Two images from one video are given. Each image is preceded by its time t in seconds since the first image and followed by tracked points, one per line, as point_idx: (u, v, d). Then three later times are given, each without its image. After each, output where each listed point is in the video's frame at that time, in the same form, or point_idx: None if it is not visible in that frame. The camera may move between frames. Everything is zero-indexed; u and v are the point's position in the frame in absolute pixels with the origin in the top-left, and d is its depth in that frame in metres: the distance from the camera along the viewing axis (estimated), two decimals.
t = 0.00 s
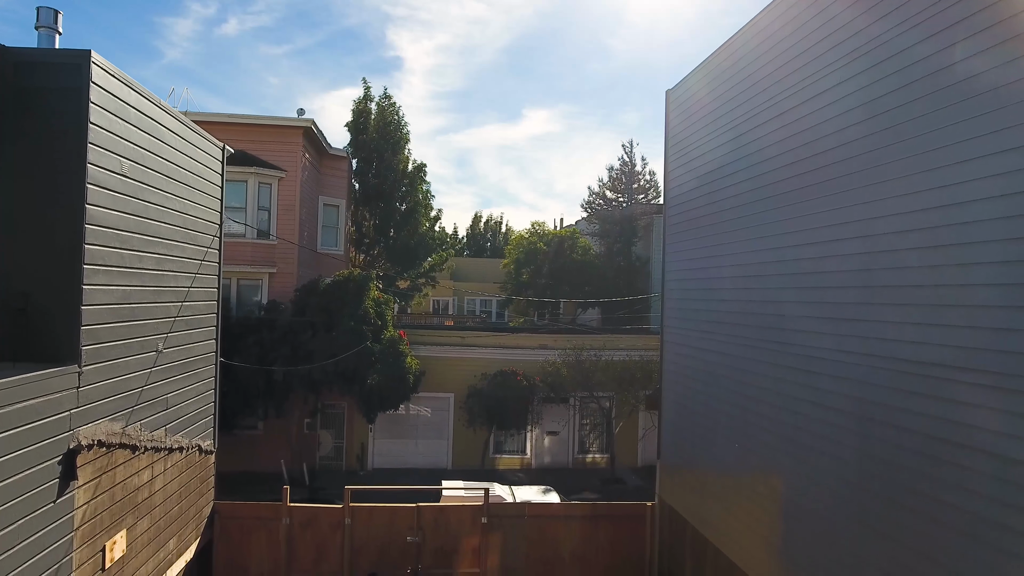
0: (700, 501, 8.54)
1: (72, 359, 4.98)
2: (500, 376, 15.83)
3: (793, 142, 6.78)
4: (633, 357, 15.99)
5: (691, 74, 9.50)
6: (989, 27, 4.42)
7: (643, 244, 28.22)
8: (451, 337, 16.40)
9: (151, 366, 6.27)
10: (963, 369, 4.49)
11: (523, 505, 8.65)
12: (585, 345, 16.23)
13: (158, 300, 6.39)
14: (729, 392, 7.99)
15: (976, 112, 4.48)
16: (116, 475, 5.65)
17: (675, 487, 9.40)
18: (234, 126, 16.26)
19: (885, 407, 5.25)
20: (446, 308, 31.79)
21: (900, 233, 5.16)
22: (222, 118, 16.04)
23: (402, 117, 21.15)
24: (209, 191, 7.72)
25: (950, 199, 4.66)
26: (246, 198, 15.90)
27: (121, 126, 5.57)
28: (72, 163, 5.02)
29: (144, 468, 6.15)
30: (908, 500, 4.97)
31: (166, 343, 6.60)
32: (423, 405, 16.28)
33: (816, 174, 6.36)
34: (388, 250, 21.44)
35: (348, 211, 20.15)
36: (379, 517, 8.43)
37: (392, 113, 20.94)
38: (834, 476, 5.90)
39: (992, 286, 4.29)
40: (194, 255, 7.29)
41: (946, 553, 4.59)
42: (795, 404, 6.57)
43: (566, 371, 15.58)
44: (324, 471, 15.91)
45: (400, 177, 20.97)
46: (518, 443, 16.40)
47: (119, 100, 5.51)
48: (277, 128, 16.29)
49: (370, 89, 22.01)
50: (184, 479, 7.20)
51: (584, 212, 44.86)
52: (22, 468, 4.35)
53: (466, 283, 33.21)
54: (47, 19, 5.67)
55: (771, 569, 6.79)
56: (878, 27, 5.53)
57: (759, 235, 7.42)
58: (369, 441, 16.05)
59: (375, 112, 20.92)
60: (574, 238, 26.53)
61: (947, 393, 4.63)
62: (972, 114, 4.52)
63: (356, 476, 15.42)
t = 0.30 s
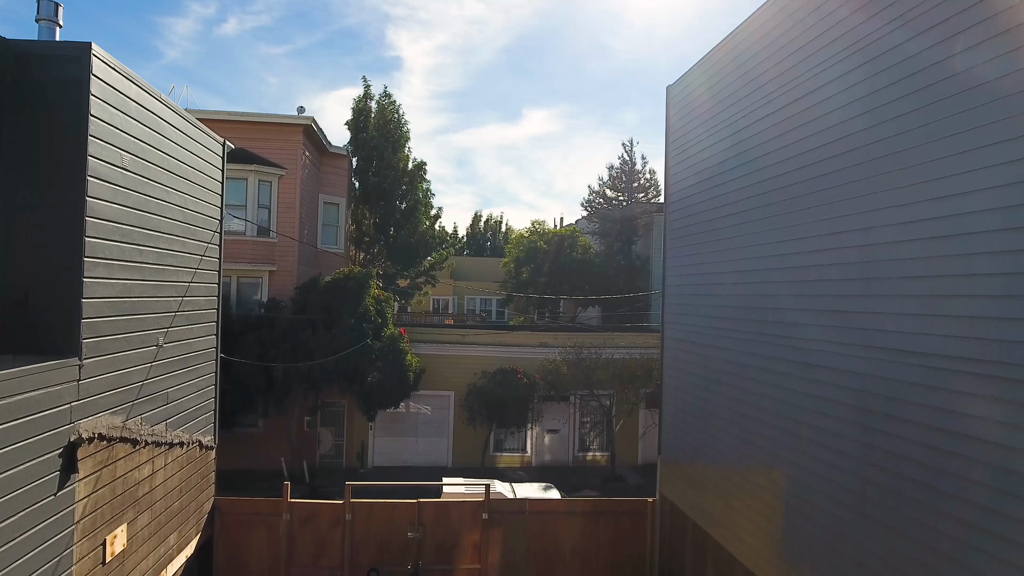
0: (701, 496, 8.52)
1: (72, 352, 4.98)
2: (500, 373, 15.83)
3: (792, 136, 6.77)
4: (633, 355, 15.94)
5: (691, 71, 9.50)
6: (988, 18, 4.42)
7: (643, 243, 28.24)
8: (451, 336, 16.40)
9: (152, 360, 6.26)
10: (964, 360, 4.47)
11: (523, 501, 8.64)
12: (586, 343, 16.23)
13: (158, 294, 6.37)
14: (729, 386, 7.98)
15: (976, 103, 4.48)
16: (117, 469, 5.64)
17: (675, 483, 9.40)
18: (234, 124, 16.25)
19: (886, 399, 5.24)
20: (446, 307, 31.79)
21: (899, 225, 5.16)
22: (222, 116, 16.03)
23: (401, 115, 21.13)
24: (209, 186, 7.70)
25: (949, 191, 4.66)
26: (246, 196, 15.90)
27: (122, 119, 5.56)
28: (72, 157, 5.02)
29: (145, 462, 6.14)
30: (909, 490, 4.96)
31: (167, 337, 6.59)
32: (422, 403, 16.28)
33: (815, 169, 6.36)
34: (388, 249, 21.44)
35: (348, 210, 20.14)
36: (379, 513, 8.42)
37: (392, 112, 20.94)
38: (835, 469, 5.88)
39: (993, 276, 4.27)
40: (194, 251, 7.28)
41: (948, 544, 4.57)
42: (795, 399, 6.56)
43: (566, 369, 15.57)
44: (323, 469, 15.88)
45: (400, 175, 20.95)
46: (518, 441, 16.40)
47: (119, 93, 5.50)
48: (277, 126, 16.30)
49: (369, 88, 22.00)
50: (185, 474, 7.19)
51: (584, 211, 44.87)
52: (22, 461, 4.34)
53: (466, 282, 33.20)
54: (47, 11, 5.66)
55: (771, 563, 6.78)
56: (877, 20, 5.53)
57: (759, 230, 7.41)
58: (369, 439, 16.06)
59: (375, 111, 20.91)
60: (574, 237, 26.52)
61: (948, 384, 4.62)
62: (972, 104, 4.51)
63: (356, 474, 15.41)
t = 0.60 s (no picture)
0: (702, 492, 8.51)
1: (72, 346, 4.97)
2: (500, 371, 15.81)
3: (791, 133, 6.76)
4: (633, 353, 15.92)
5: (690, 67, 9.48)
6: (989, 13, 4.40)
7: (643, 242, 28.26)
8: (451, 334, 16.40)
9: (152, 354, 6.24)
10: (966, 350, 4.46)
11: (524, 496, 8.63)
12: (586, 341, 16.22)
13: (158, 289, 6.35)
14: (730, 381, 7.97)
15: (976, 98, 4.46)
16: (117, 463, 5.62)
17: (676, 479, 9.39)
18: (234, 122, 16.23)
19: (887, 391, 5.23)
20: (446, 306, 31.77)
21: (900, 222, 5.13)
22: (221, 114, 16.01)
23: (401, 113, 21.10)
24: (209, 182, 7.69)
25: (950, 188, 4.64)
26: (246, 194, 15.89)
27: (122, 113, 5.55)
28: (72, 150, 5.00)
29: (145, 457, 6.13)
30: (910, 482, 4.94)
31: (167, 332, 6.58)
32: (423, 401, 16.27)
33: (816, 165, 6.34)
34: (387, 247, 21.42)
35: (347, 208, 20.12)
36: (379, 509, 8.41)
37: (392, 110, 20.93)
38: (836, 462, 5.87)
39: (994, 267, 4.26)
40: (194, 246, 7.26)
41: (950, 535, 4.55)
42: (796, 393, 6.55)
43: (566, 367, 15.57)
44: (323, 467, 15.85)
45: (400, 173, 20.91)
46: (518, 439, 16.39)
47: (119, 87, 5.49)
48: (276, 123, 16.27)
49: (369, 86, 21.97)
50: (185, 469, 7.17)
51: (584, 210, 44.87)
52: (22, 452, 4.33)
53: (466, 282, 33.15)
54: (47, 4, 5.65)
55: (772, 557, 6.79)
56: (877, 16, 5.51)
57: (759, 227, 7.40)
58: (369, 437, 16.05)
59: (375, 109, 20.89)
60: (574, 236, 26.50)
61: (949, 375, 4.61)
62: (972, 101, 4.49)
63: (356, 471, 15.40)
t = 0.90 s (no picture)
0: (702, 488, 8.50)
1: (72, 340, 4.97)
2: (500, 369, 15.80)
3: (791, 134, 6.73)
4: (633, 351, 15.93)
5: (691, 66, 9.44)
6: (989, 15, 4.37)
7: (642, 241, 28.27)
8: (451, 331, 16.40)
9: (151, 349, 6.24)
10: (967, 341, 4.45)
11: (524, 492, 8.62)
12: (586, 339, 16.22)
13: (158, 283, 6.36)
14: (730, 376, 7.96)
15: (976, 97, 4.44)
16: (116, 457, 5.62)
17: (676, 475, 9.39)
18: (233, 119, 16.22)
19: (887, 384, 5.23)
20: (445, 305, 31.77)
21: (901, 221, 5.12)
22: (221, 111, 15.99)
23: (401, 112, 21.09)
24: (209, 177, 7.68)
25: (950, 191, 4.62)
26: (245, 191, 15.88)
27: (122, 107, 5.55)
28: (71, 144, 5.00)
29: (144, 452, 6.13)
30: (911, 474, 4.94)
31: (166, 327, 6.58)
32: (422, 399, 16.28)
33: (816, 166, 6.32)
34: (387, 245, 21.42)
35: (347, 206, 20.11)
36: (379, 505, 8.40)
37: (391, 108, 20.93)
38: (837, 456, 5.86)
39: (994, 260, 4.25)
40: (194, 241, 7.26)
41: (952, 527, 4.54)
42: (797, 387, 6.54)
43: (566, 365, 15.56)
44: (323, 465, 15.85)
45: (400, 171, 20.90)
46: (518, 437, 16.40)
47: (119, 80, 5.49)
48: (276, 121, 16.26)
49: (368, 85, 21.96)
50: (184, 465, 7.17)
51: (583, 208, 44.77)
52: (22, 445, 4.33)
53: (465, 281, 33.14)
54: None
55: (772, 551, 6.79)
56: (877, 18, 5.47)
57: (759, 227, 7.38)
58: (369, 435, 16.06)
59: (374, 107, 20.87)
60: (574, 234, 26.50)
61: (950, 367, 4.60)
62: (972, 103, 4.47)
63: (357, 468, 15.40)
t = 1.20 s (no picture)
0: (702, 484, 8.50)
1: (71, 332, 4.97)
2: (500, 367, 15.80)
3: (790, 134, 6.70)
4: (633, 349, 15.93)
5: (689, 65, 9.40)
6: (988, 13, 4.35)
7: (642, 240, 28.27)
8: (450, 329, 16.39)
9: (150, 343, 6.24)
10: (966, 331, 4.45)
11: (523, 488, 8.62)
12: (585, 337, 16.22)
13: (157, 278, 6.35)
14: (729, 371, 7.96)
15: (975, 96, 4.42)
16: (115, 450, 5.62)
17: (675, 472, 9.39)
18: (233, 117, 16.21)
19: (886, 375, 5.23)
20: (445, 304, 31.76)
21: (900, 219, 5.09)
22: (220, 109, 15.99)
23: (400, 110, 21.08)
24: (208, 174, 7.68)
25: (949, 189, 4.60)
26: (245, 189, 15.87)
27: (122, 101, 5.56)
28: (69, 137, 5.00)
29: (143, 446, 6.13)
30: (912, 466, 4.93)
31: (166, 322, 6.58)
32: (422, 397, 16.27)
33: (815, 166, 6.28)
34: (386, 243, 21.41)
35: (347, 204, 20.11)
36: (378, 501, 8.39)
37: (391, 107, 20.92)
38: (836, 449, 5.86)
39: (992, 252, 4.25)
40: (193, 237, 7.26)
41: (952, 518, 4.54)
42: (796, 381, 6.54)
43: (565, 362, 15.56)
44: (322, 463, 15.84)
45: (399, 170, 20.90)
46: (517, 435, 16.41)
47: (118, 73, 5.49)
48: (275, 119, 16.25)
49: (368, 83, 21.95)
50: (183, 460, 7.17)
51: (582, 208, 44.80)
52: (20, 436, 4.32)
53: (465, 280, 33.14)
54: None
55: (772, 546, 6.79)
56: (876, 17, 5.44)
57: (758, 226, 7.35)
58: (369, 433, 16.05)
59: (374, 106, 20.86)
60: (573, 233, 26.49)
61: (949, 357, 4.59)
62: (971, 102, 4.45)
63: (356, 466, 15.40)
